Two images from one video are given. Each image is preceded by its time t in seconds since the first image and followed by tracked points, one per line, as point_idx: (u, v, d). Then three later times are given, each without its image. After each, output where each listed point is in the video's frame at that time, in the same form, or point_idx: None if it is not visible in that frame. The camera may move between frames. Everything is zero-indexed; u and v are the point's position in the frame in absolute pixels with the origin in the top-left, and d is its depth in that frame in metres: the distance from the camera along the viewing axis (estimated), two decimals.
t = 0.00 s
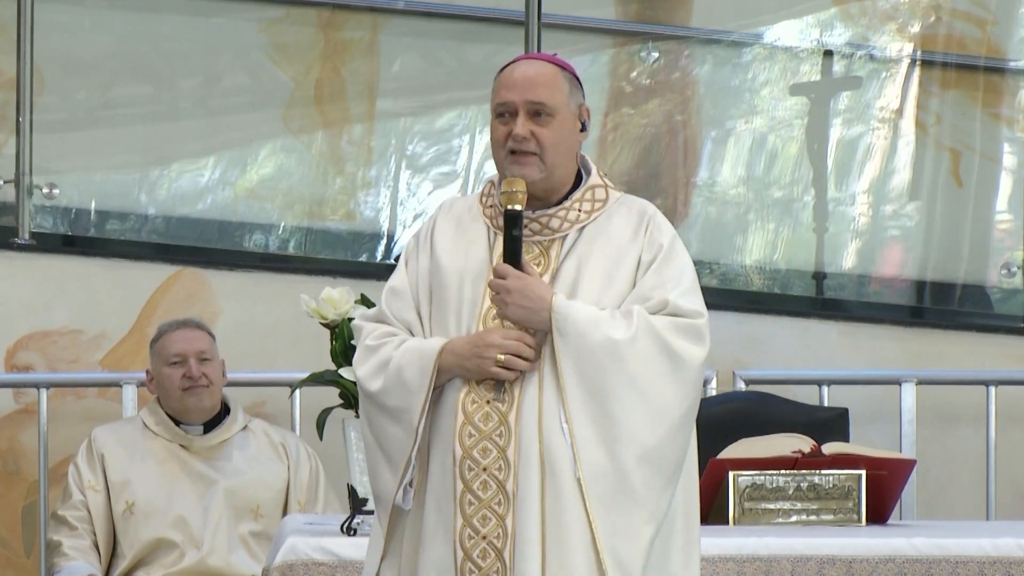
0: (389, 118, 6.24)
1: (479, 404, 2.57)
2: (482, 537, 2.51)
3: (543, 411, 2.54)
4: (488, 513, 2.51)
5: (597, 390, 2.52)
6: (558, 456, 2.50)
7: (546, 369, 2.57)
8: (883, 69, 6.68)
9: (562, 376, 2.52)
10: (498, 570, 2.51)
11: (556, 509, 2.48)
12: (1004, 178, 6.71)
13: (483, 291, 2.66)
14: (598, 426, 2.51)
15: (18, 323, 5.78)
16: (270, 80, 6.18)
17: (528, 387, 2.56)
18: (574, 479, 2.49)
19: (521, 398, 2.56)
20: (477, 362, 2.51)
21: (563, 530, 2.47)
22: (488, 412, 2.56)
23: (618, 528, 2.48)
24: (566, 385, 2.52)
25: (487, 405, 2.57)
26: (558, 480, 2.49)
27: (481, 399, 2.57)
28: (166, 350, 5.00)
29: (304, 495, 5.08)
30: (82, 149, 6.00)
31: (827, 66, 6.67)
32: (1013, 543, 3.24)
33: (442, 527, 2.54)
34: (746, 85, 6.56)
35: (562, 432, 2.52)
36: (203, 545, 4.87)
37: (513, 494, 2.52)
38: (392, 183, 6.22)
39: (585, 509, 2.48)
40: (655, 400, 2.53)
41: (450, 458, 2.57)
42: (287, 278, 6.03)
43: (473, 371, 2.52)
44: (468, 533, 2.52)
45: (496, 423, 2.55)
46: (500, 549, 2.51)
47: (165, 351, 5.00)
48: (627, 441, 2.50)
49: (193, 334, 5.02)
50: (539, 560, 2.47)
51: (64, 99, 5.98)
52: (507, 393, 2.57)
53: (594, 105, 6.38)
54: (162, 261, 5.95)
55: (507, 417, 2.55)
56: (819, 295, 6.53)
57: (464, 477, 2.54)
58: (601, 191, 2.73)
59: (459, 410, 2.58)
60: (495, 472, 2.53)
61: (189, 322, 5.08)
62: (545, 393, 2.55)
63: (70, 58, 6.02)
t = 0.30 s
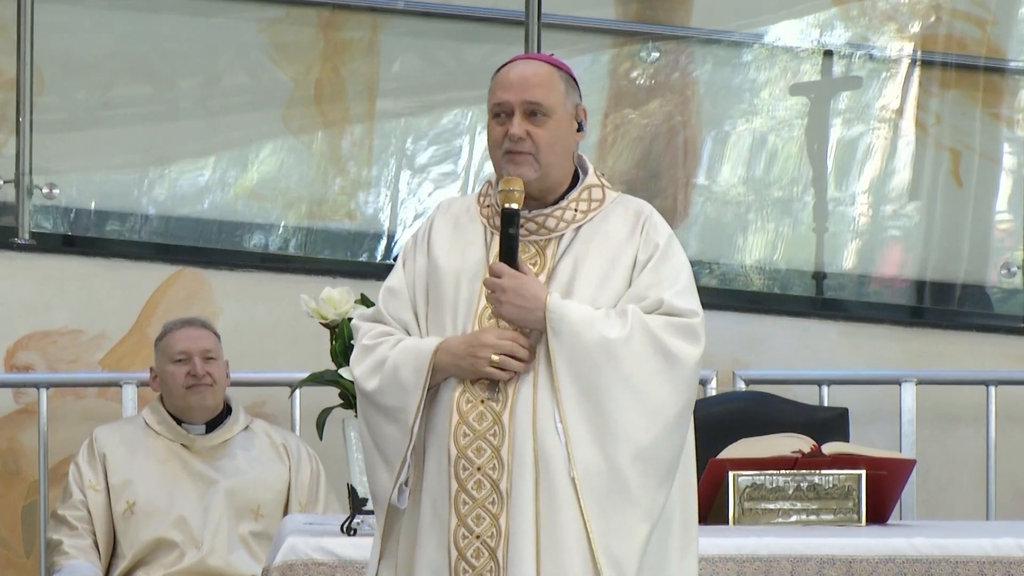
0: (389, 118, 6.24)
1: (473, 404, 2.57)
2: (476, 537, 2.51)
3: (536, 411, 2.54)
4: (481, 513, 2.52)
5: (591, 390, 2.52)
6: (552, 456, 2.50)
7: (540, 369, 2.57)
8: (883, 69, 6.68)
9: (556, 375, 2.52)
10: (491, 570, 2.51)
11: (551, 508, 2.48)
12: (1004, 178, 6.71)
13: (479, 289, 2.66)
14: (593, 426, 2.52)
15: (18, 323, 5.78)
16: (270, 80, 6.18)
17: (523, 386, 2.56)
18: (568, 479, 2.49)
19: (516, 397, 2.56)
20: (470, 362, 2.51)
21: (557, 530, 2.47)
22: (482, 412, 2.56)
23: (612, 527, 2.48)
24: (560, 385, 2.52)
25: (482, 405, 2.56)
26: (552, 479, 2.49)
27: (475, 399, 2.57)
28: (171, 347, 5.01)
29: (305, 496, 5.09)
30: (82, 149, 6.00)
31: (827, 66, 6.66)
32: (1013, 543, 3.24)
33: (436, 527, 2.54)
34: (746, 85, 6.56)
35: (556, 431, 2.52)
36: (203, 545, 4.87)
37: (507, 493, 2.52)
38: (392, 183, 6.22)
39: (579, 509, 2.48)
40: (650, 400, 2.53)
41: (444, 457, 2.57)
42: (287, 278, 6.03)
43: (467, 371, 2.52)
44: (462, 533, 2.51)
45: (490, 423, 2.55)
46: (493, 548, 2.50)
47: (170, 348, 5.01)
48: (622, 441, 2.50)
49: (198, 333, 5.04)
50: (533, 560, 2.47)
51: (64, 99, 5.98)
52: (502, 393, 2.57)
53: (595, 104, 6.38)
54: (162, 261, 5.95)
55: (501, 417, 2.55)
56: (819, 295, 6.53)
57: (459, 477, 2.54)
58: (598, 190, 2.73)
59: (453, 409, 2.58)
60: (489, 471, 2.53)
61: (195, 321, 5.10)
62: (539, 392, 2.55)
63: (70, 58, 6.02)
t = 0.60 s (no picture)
0: (389, 118, 6.24)
1: (474, 405, 2.57)
2: (477, 538, 2.51)
3: (538, 412, 2.54)
4: (482, 514, 2.51)
5: (593, 391, 2.52)
6: (554, 458, 2.50)
7: (541, 370, 2.57)
8: (883, 69, 6.68)
9: (558, 376, 2.52)
10: (492, 571, 2.51)
11: (552, 510, 2.48)
12: (1003, 179, 6.71)
13: (479, 289, 2.65)
14: (594, 427, 2.51)
15: (18, 323, 5.77)
16: (270, 80, 6.18)
17: (525, 388, 2.56)
18: (570, 480, 2.50)
19: (517, 399, 2.56)
20: (470, 363, 2.51)
21: (558, 531, 2.47)
22: (484, 413, 2.55)
23: (613, 528, 2.48)
24: (561, 386, 2.52)
25: (483, 406, 2.56)
26: (553, 481, 2.49)
27: (476, 401, 2.57)
28: (176, 345, 4.98)
29: (306, 498, 5.09)
30: (82, 149, 5.99)
31: (827, 66, 6.66)
32: (1013, 543, 3.24)
33: (437, 528, 2.54)
34: (746, 84, 6.56)
35: (558, 433, 2.52)
36: (204, 544, 4.88)
37: (508, 495, 2.52)
38: (392, 183, 6.22)
39: (581, 510, 2.48)
40: (651, 401, 2.52)
41: (445, 458, 2.57)
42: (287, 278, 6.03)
43: (467, 372, 2.51)
44: (463, 534, 2.51)
45: (492, 425, 2.54)
46: (494, 549, 2.50)
47: (176, 345, 4.98)
48: (623, 442, 2.50)
49: (205, 332, 5.00)
50: (535, 560, 2.47)
51: (64, 99, 5.98)
52: (504, 394, 2.56)
53: (595, 104, 6.38)
54: (162, 261, 5.95)
55: (503, 418, 2.55)
56: (819, 294, 6.54)
57: (460, 478, 2.54)
58: (598, 190, 2.73)
59: (455, 411, 2.58)
60: (490, 472, 2.53)
61: (202, 319, 5.06)
62: (541, 394, 2.55)
63: (70, 58, 6.02)
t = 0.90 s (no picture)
0: (389, 118, 6.24)
1: (488, 405, 2.53)
2: (492, 538, 2.47)
3: (553, 412, 2.50)
4: (498, 515, 2.48)
5: (608, 391, 2.48)
6: (570, 458, 2.47)
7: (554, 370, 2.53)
8: (883, 69, 6.68)
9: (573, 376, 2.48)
10: (508, 572, 2.47)
11: (566, 509, 2.44)
12: (1003, 179, 6.71)
13: (486, 290, 2.64)
14: (610, 426, 2.48)
15: (18, 323, 5.78)
16: (270, 80, 6.18)
17: (539, 387, 2.52)
18: (585, 480, 2.46)
19: (532, 400, 2.52)
20: (484, 363, 2.47)
21: (572, 531, 2.43)
22: (498, 413, 2.52)
23: (626, 528, 2.44)
24: (576, 386, 2.48)
25: (497, 406, 2.52)
26: (568, 481, 2.45)
27: (490, 400, 2.53)
28: (183, 342, 4.99)
29: (308, 499, 5.06)
30: (82, 149, 5.99)
31: (827, 66, 6.66)
32: (1013, 543, 3.24)
33: (449, 529, 2.50)
34: (747, 84, 6.56)
35: (573, 432, 2.48)
36: (203, 543, 4.87)
37: (524, 495, 2.48)
38: (392, 184, 6.22)
39: (595, 510, 2.45)
40: (664, 401, 2.50)
41: (457, 459, 2.53)
42: (287, 278, 6.04)
43: (480, 372, 2.48)
44: (477, 535, 2.48)
45: (506, 425, 2.51)
46: (510, 549, 2.47)
47: (183, 343, 4.99)
48: (637, 442, 2.46)
49: (211, 331, 5.02)
50: (549, 561, 2.43)
51: (64, 99, 5.98)
52: (519, 393, 2.53)
53: (595, 104, 6.38)
54: (162, 261, 5.95)
55: (518, 418, 2.51)
56: (819, 295, 6.54)
57: (473, 478, 2.50)
58: (600, 192, 2.70)
59: (468, 411, 2.54)
60: (505, 473, 2.49)
61: (210, 320, 5.09)
62: (556, 394, 2.51)
63: (70, 59, 6.02)
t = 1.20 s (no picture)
0: (389, 118, 6.24)
1: (519, 402, 2.48)
2: (527, 535, 2.43)
3: (584, 408, 2.47)
4: (532, 511, 2.44)
5: (639, 387, 2.46)
6: (602, 454, 2.44)
7: (583, 366, 2.50)
8: (884, 69, 6.68)
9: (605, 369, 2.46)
10: (544, 569, 2.42)
11: (598, 506, 2.42)
12: (1003, 179, 6.71)
13: (505, 288, 2.58)
14: (642, 422, 2.46)
15: (18, 323, 5.78)
16: (270, 80, 6.19)
17: (570, 383, 2.49)
18: (617, 476, 2.43)
19: (565, 396, 2.48)
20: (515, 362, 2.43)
21: (605, 527, 2.41)
22: (530, 410, 2.48)
23: (657, 524, 2.41)
24: (609, 381, 2.46)
25: (528, 403, 2.48)
26: (601, 476, 2.43)
27: (520, 398, 2.48)
28: (191, 340, 5.01)
29: (310, 500, 5.04)
30: (82, 149, 5.99)
31: (827, 66, 6.67)
32: (1013, 543, 3.23)
33: (480, 526, 2.44)
34: (747, 85, 6.56)
35: (605, 428, 2.46)
36: (205, 540, 4.87)
37: (559, 492, 2.44)
38: (391, 184, 6.22)
39: (627, 506, 2.42)
40: (689, 398, 2.48)
41: (488, 456, 2.47)
42: (287, 278, 6.04)
43: (509, 369, 2.43)
44: (511, 531, 2.43)
45: (539, 421, 2.47)
46: (547, 546, 2.42)
47: (190, 341, 5.01)
48: (667, 438, 2.45)
49: (220, 330, 5.04)
50: (583, 558, 2.40)
51: (64, 99, 5.98)
52: (549, 392, 2.49)
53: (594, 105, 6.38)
54: (162, 261, 5.95)
55: (551, 415, 2.48)
56: (819, 294, 6.54)
57: (506, 475, 2.45)
58: (611, 190, 2.69)
59: (498, 409, 2.48)
60: (540, 469, 2.45)
61: (220, 320, 5.11)
62: (587, 390, 2.48)
63: (70, 58, 6.02)
